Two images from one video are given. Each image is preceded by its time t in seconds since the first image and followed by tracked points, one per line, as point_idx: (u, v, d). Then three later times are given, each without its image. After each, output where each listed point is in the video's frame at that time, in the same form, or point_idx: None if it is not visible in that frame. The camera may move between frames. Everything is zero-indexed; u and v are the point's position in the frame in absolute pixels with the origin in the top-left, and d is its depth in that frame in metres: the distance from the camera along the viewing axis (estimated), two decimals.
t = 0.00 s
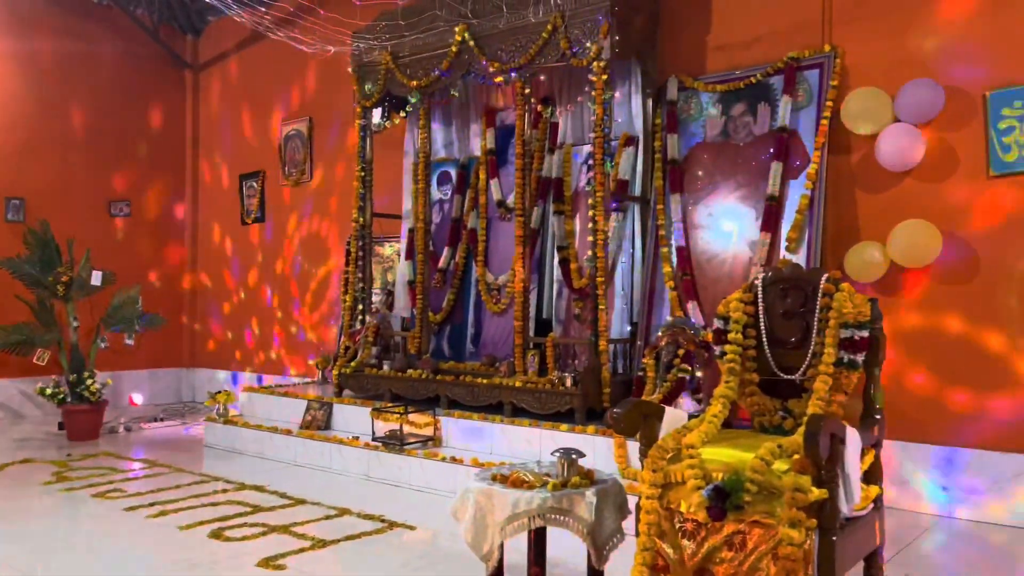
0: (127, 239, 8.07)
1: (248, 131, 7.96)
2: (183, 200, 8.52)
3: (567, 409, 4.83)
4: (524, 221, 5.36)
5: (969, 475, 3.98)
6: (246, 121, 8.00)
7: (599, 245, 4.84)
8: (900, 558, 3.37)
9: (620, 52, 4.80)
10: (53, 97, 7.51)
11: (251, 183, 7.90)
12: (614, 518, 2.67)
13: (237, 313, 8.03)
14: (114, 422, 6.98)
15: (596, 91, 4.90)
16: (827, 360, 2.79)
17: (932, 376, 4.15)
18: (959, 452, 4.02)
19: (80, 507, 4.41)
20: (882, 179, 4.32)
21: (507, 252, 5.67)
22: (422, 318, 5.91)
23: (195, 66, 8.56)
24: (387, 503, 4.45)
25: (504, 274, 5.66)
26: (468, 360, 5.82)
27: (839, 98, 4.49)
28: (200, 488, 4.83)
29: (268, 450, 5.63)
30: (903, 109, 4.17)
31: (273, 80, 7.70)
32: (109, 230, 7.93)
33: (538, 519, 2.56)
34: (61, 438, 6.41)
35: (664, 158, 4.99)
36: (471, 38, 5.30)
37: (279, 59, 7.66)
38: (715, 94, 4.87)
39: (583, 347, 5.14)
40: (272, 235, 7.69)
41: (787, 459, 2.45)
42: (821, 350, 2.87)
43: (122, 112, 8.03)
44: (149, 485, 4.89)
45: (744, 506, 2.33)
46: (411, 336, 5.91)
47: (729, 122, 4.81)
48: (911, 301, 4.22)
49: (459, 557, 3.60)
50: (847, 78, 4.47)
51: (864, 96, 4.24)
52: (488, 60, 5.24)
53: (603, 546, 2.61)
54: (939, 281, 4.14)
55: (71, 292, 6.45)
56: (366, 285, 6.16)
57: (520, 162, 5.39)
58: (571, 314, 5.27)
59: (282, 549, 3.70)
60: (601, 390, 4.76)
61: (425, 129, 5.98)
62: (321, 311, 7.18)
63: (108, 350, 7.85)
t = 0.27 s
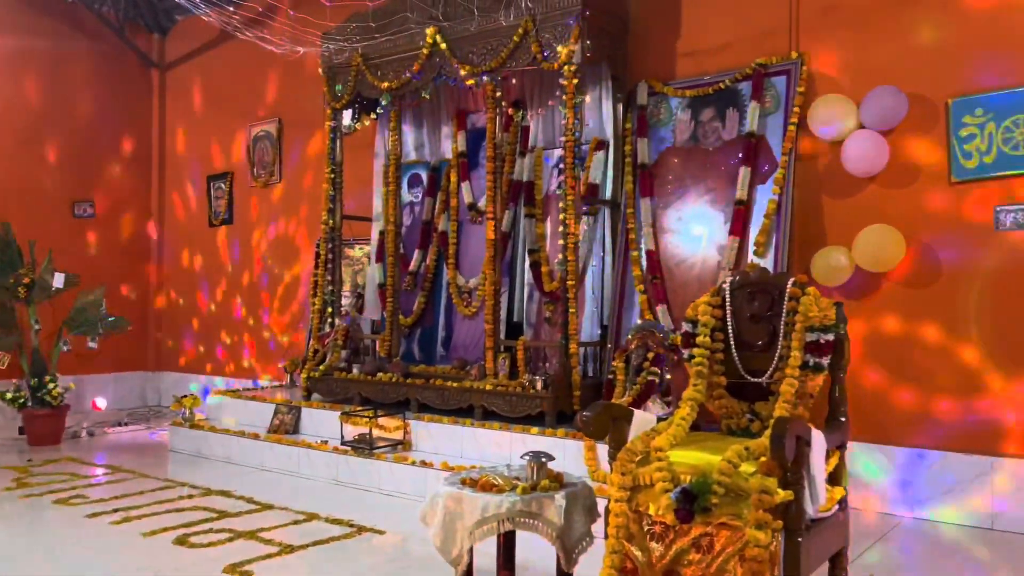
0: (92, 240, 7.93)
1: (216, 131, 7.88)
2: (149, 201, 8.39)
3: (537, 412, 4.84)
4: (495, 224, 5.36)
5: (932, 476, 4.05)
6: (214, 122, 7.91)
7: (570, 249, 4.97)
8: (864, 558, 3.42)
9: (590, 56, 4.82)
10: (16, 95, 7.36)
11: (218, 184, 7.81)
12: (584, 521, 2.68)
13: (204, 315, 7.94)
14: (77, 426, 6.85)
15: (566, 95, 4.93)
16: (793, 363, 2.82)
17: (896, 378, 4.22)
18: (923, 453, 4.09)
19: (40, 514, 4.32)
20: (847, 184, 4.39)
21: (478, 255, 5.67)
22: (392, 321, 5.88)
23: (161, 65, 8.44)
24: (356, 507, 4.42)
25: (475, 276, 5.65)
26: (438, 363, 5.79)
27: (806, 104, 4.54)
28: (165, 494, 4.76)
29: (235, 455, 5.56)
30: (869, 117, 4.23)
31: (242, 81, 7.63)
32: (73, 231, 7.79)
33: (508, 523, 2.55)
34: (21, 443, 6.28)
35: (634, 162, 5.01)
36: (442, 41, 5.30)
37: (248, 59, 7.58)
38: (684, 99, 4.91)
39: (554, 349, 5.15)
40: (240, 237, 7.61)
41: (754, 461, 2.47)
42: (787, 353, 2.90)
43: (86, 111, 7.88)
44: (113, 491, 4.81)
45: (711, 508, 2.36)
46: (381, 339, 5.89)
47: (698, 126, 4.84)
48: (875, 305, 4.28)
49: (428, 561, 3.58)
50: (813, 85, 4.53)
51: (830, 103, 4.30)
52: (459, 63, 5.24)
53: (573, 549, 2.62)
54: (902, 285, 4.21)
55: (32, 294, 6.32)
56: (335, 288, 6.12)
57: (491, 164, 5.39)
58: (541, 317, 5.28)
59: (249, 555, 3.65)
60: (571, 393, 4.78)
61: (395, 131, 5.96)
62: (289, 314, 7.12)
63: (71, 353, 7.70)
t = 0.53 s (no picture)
0: (56, 240, 7.77)
1: (184, 132, 7.78)
2: (114, 202, 8.26)
3: (507, 415, 4.83)
4: (467, 227, 5.34)
5: (897, 476, 4.11)
6: (182, 122, 7.81)
7: (541, 252, 4.95)
8: (831, 559, 3.46)
9: (562, 60, 4.84)
10: None
11: (186, 185, 7.71)
12: (554, 524, 2.68)
13: (171, 318, 7.84)
14: (39, 431, 6.72)
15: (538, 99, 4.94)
16: (761, 365, 2.84)
17: (862, 381, 4.28)
18: (888, 454, 4.15)
19: None
20: (814, 189, 4.44)
21: (449, 258, 5.64)
22: (362, 324, 5.85)
23: (128, 64, 8.31)
24: (326, 512, 4.38)
25: (446, 279, 5.63)
26: (408, 366, 5.76)
27: (774, 110, 4.60)
28: (129, 499, 4.68)
29: (202, 459, 5.48)
30: (834, 122, 4.30)
31: (210, 81, 7.54)
32: (36, 231, 7.63)
33: (477, 526, 2.55)
34: None
35: (605, 166, 5.03)
36: (414, 43, 5.29)
37: (216, 59, 7.50)
38: (654, 104, 4.95)
39: (525, 352, 5.15)
40: (208, 238, 7.52)
41: (723, 464, 2.50)
42: (755, 356, 2.93)
43: (51, 110, 7.73)
44: (76, 497, 4.72)
45: (680, 510, 2.37)
46: (351, 342, 5.85)
47: (668, 131, 4.88)
48: (842, 309, 4.34)
49: (397, 565, 3.56)
50: (781, 91, 4.59)
51: (796, 108, 4.35)
52: (431, 65, 5.22)
53: (542, 552, 2.62)
54: (868, 289, 4.27)
55: None
56: (305, 290, 6.08)
57: (463, 167, 5.38)
58: (513, 320, 5.29)
59: (215, 561, 3.60)
60: (542, 396, 4.78)
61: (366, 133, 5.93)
62: (257, 317, 7.05)
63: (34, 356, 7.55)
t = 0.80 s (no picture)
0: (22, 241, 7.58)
1: (151, 131, 7.67)
2: (79, 201, 8.11)
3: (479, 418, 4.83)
4: (439, 229, 5.31)
5: (863, 476, 4.17)
6: (149, 122, 7.70)
7: (513, 254, 4.92)
8: (798, 558, 3.50)
9: (534, 62, 4.84)
10: None
11: (153, 185, 7.60)
12: (524, 527, 2.67)
13: (137, 320, 7.72)
14: None
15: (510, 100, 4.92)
16: (730, 367, 2.86)
17: (830, 383, 4.33)
18: (855, 454, 4.20)
19: None
20: (783, 193, 4.49)
21: (421, 261, 5.60)
22: (332, 326, 5.80)
23: (93, 62, 8.17)
24: (295, 516, 4.34)
25: (418, 281, 5.60)
26: (379, 368, 5.73)
27: (743, 114, 4.64)
28: (93, 504, 4.59)
29: (169, 463, 5.40)
30: (802, 126, 4.35)
31: (178, 79, 7.44)
32: None
33: (447, 530, 2.54)
34: None
35: (577, 168, 5.05)
36: (385, 44, 5.27)
37: (185, 57, 7.40)
38: (626, 107, 4.97)
39: (497, 354, 5.15)
40: (175, 239, 7.42)
41: (692, 465, 2.51)
42: (723, 358, 2.95)
43: (17, 106, 7.55)
44: (38, 502, 4.62)
45: (650, 512, 2.38)
46: (321, 344, 5.80)
47: (639, 134, 4.91)
48: (810, 311, 4.39)
49: (367, 569, 3.53)
50: (750, 96, 4.64)
51: (765, 112, 4.41)
52: (402, 66, 5.20)
53: (513, 555, 2.61)
54: (835, 291, 4.32)
55: None
56: (274, 292, 6.03)
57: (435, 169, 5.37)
58: (484, 322, 5.28)
59: (181, 566, 3.55)
60: (514, 397, 4.77)
61: (337, 133, 5.89)
62: (226, 318, 6.96)
63: None
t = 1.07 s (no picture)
0: None
1: (118, 129, 7.55)
2: (43, 200, 7.96)
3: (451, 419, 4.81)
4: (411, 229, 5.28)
5: (832, 475, 4.22)
6: (116, 119, 7.57)
7: (485, 254, 4.87)
8: (768, 556, 3.53)
9: (507, 62, 4.84)
10: None
11: (120, 183, 7.48)
12: (496, 527, 2.67)
13: (103, 321, 7.60)
14: None
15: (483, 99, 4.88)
16: (700, 367, 2.88)
17: (800, 383, 4.37)
18: (823, 453, 4.25)
19: None
20: (753, 194, 4.54)
21: (393, 260, 5.57)
22: (303, 327, 5.76)
23: (59, 58, 8.03)
24: (264, 518, 4.29)
25: (390, 281, 5.57)
26: (351, 369, 5.69)
27: (715, 116, 4.68)
28: (57, 509, 4.50)
29: (135, 466, 5.32)
30: (772, 128, 4.40)
31: (146, 77, 7.34)
32: None
33: (418, 531, 2.52)
34: None
35: (550, 169, 5.06)
36: (356, 42, 5.23)
37: (153, 54, 7.30)
38: (598, 108, 4.99)
39: (469, 355, 5.13)
40: (143, 239, 7.31)
41: (663, 465, 2.52)
42: (694, 358, 2.97)
43: None
44: None
45: (621, 512, 2.40)
46: (291, 345, 5.75)
47: (612, 135, 4.92)
48: (779, 312, 4.43)
49: (338, 571, 3.51)
50: (720, 98, 4.67)
51: (735, 114, 4.45)
52: (375, 66, 5.17)
53: (484, 556, 2.61)
54: (805, 292, 4.37)
55: None
56: (244, 292, 5.95)
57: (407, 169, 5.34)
58: (457, 323, 5.27)
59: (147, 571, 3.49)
60: (487, 398, 4.77)
61: (308, 132, 5.84)
62: (194, 319, 6.87)
63: None
